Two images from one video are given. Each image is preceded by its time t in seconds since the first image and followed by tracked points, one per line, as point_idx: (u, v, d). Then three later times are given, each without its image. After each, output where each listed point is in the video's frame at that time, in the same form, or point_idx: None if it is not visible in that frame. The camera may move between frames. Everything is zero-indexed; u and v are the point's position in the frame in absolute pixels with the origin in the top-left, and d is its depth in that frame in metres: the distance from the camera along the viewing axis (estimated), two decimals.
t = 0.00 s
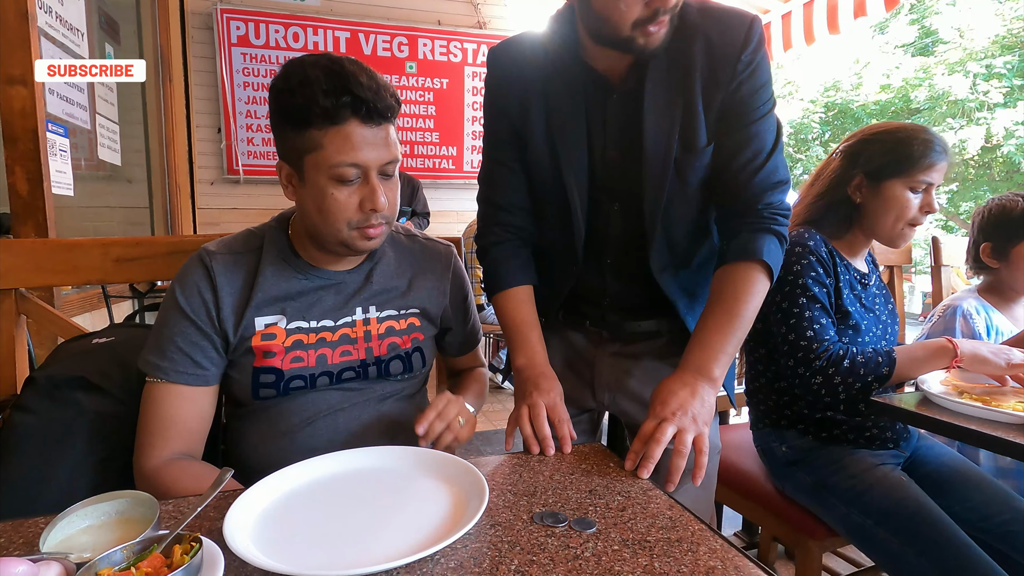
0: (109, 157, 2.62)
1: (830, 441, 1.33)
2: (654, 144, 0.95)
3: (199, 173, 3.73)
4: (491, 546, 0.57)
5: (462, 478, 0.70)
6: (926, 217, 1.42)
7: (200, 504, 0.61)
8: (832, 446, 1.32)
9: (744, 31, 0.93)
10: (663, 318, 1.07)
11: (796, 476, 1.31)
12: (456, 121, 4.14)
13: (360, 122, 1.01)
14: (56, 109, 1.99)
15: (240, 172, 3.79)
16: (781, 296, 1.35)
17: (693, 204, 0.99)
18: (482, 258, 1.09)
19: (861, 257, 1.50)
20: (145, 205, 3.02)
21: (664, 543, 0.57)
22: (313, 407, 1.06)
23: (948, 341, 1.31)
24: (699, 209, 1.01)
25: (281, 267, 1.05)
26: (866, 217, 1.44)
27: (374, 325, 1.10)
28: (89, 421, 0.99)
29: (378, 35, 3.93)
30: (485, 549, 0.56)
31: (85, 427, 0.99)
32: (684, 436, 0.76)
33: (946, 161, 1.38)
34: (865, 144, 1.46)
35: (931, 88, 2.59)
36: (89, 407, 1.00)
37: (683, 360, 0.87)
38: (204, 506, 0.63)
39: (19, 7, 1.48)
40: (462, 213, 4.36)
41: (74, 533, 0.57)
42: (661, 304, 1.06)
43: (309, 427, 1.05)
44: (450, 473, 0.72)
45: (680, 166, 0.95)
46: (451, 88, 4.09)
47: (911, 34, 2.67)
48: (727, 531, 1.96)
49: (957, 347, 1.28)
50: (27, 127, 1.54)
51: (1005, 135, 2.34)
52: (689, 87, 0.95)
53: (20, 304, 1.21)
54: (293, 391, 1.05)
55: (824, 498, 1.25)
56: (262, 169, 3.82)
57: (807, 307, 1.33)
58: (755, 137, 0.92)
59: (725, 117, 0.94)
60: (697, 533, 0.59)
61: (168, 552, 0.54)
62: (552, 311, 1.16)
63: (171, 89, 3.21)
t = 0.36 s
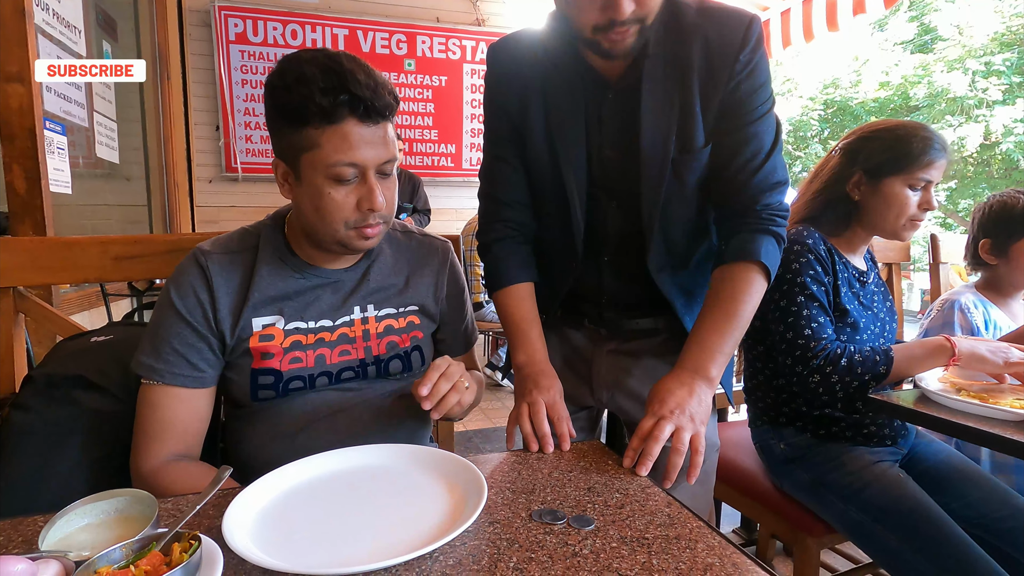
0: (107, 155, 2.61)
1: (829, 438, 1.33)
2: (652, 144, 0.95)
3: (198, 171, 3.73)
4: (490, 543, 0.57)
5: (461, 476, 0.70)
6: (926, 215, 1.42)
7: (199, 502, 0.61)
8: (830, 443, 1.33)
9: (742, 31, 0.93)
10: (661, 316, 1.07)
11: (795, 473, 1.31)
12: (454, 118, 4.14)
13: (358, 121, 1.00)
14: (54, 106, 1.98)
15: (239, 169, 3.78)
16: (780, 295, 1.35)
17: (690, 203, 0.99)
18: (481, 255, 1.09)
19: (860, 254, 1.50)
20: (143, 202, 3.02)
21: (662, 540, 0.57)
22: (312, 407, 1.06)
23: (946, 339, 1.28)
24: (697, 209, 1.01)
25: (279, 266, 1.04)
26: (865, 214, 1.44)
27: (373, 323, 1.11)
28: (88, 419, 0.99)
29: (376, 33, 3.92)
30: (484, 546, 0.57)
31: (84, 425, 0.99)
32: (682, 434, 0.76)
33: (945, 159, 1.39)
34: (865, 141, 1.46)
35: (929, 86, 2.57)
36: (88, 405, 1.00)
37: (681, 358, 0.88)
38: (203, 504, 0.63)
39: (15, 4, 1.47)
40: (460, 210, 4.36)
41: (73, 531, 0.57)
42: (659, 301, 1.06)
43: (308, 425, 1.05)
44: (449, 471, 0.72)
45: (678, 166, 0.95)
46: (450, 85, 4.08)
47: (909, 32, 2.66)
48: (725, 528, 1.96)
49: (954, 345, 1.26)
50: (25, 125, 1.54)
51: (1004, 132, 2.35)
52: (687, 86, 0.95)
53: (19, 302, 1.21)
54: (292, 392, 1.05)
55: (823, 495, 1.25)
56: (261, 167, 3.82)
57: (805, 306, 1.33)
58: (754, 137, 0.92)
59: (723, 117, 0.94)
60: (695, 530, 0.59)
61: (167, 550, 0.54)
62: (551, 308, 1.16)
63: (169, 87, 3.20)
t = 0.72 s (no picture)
0: (106, 154, 2.60)
1: (827, 436, 1.33)
2: (649, 145, 0.95)
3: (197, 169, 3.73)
4: (490, 541, 0.57)
5: (461, 474, 0.71)
6: (926, 213, 1.43)
7: (199, 501, 0.61)
8: (828, 441, 1.33)
9: (741, 29, 0.93)
10: (661, 314, 1.07)
11: (794, 471, 1.31)
12: (454, 116, 4.13)
13: (354, 119, 1.00)
14: (53, 105, 1.98)
15: (238, 168, 3.78)
16: (779, 294, 1.35)
17: (689, 203, 0.99)
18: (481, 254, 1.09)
19: (860, 252, 1.51)
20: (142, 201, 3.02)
21: (662, 539, 0.57)
22: (310, 407, 1.06)
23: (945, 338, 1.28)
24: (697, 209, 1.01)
25: (276, 265, 1.04)
26: (865, 213, 1.44)
27: (371, 323, 1.10)
28: (88, 418, 0.99)
29: (375, 31, 3.91)
30: (484, 544, 0.57)
31: (84, 424, 0.99)
32: (679, 429, 0.76)
33: (944, 157, 1.39)
34: (864, 139, 1.46)
35: (929, 84, 2.57)
36: (88, 404, 1.00)
37: (677, 355, 0.88)
38: (203, 503, 0.63)
39: (13, 3, 1.47)
40: (460, 209, 4.37)
41: (73, 530, 0.58)
42: (659, 300, 1.06)
43: (309, 424, 1.05)
44: (449, 469, 0.73)
45: (676, 167, 0.95)
46: (449, 84, 4.08)
47: (909, 30, 2.65)
48: (725, 526, 1.96)
49: (953, 344, 1.26)
50: (23, 123, 1.53)
51: (1003, 130, 2.36)
52: (685, 85, 0.94)
53: (18, 302, 1.21)
54: (290, 392, 1.05)
55: (822, 493, 1.25)
56: (260, 165, 3.82)
57: (804, 305, 1.33)
58: (753, 137, 0.92)
59: (722, 116, 0.94)
60: (695, 529, 0.59)
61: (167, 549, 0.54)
62: (550, 307, 1.16)
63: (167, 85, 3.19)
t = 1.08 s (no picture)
0: (104, 152, 2.59)
1: (827, 433, 1.33)
2: (646, 147, 0.96)
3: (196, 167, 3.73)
4: (491, 539, 0.57)
5: (461, 472, 0.71)
6: (926, 211, 1.43)
7: (201, 499, 0.61)
8: (828, 439, 1.33)
9: (739, 26, 0.92)
10: (663, 312, 1.07)
11: (793, 469, 1.32)
12: (453, 114, 4.13)
13: (346, 116, 0.96)
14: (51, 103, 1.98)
15: (237, 166, 3.77)
16: (778, 293, 1.36)
17: (688, 202, 0.98)
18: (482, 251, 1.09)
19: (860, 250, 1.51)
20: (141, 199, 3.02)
21: (663, 536, 0.57)
22: (306, 408, 1.05)
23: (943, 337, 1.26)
24: (696, 208, 1.01)
25: (270, 264, 1.02)
26: (865, 211, 1.44)
27: (366, 323, 1.08)
28: (90, 416, 0.99)
29: (374, 29, 3.91)
30: (484, 542, 0.57)
31: (85, 421, 0.99)
32: (673, 420, 0.76)
33: (945, 156, 1.39)
34: (865, 137, 1.46)
35: (928, 82, 2.56)
36: (88, 402, 1.00)
37: (669, 349, 0.88)
38: (205, 501, 0.63)
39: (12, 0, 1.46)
40: (459, 207, 4.37)
41: (75, 528, 0.58)
42: (659, 298, 1.07)
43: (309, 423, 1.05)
44: (449, 466, 0.73)
45: (674, 168, 0.96)
46: (448, 81, 4.07)
47: (909, 28, 2.65)
48: (725, 523, 1.97)
49: (951, 343, 1.23)
50: (21, 122, 1.53)
51: (1002, 128, 2.34)
52: (682, 83, 0.95)
53: (17, 300, 1.21)
54: (283, 393, 1.03)
55: (821, 491, 1.26)
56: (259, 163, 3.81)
57: (803, 304, 1.33)
58: (752, 134, 0.92)
59: (721, 113, 0.94)
60: (695, 526, 0.59)
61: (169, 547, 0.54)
62: (550, 305, 1.16)
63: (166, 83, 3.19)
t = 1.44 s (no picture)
0: (103, 150, 2.59)
1: (827, 431, 1.34)
2: (642, 146, 0.96)
3: (194, 165, 3.73)
4: (491, 536, 0.57)
5: (461, 471, 0.70)
6: (926, 209, 1.43)
7: (200, 496, 0.61)
8: (827, 436, 1.33)
9: (735, 23, 0.92)
10: (663, 310, 1.07)
11: (792, 465, 1.32)
12: (452, 111, 4.12)
13: (331, 111, 0.90)
14: (49, 99, 1.97)
15: (235, 164, 3.77)
16: (777, 290, 1.36)
17: (687, 200, 0.98)
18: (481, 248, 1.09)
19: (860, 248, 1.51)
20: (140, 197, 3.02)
21: (663, 533, 0.57)
22: (300, 408, 0.99)
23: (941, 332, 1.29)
24: (693, 206, 1.01)
25: (261, 262, 0.97)
26: (866, 208, 1.44)
27: (359, 323, 1.02)
28: (89, 414, 0.99)
29: (373, 26, 3.89)
30: (484, 539, 0.57)
31: (84, 419, 0.99)
32: (661, 413, 0.74)
33: (947, 153, 1.38)
34: (865, 134, 1.46)
35: (927, 79, 2.60)
36: (86, 399, 1.00)
37: (661, 345, 0.86)
38: (204, 499, 0.63)
39: None
40: (458, 205, 4.37)
41: (72, 526, 0.57)
42: (659, 295, 1.06)
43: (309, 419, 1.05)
44: (449, 465, 0.72)
45: (672, 168, 0.96)
46: (447, 79, 4.06)
47: (908, 25, 2.70)
48: (724, 520, 1.98)
49: (948, 339, 1.26)
50: (19, 118, 1.52)
51: (1002, 126, 2.33)
52: (678, 82, 0.95)
53: (15, 297, 1.21)
54: (274, 393, 0.97)
55: (822, 487, 1.26)
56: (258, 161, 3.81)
57: (802, 302, 1.33)
58: (750, 132, 0.91)
59: (719, 111, 0.93)
60: (696, 523, 0.59)
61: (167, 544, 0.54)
62: (551, 302, 1.16)
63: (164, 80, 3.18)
